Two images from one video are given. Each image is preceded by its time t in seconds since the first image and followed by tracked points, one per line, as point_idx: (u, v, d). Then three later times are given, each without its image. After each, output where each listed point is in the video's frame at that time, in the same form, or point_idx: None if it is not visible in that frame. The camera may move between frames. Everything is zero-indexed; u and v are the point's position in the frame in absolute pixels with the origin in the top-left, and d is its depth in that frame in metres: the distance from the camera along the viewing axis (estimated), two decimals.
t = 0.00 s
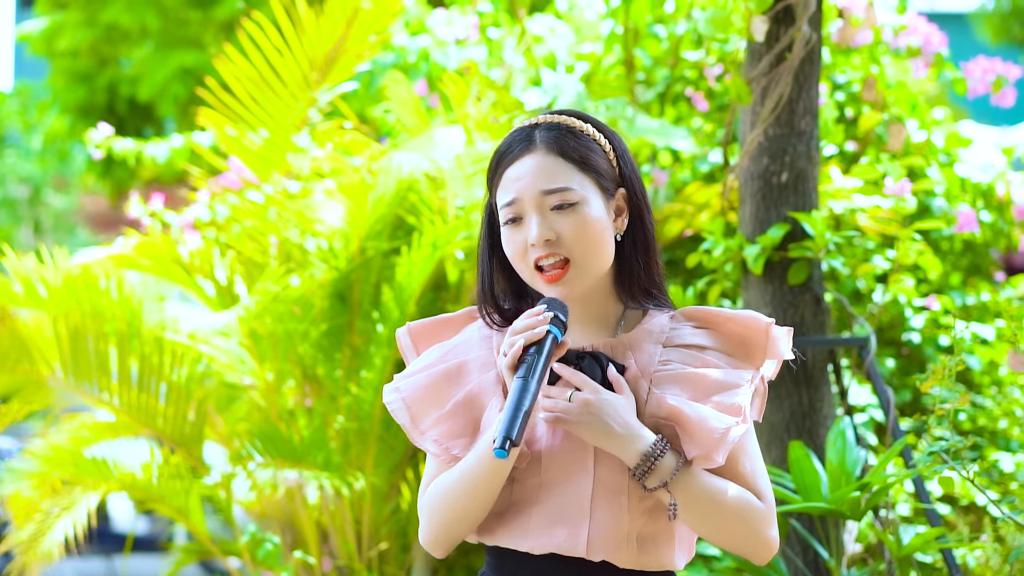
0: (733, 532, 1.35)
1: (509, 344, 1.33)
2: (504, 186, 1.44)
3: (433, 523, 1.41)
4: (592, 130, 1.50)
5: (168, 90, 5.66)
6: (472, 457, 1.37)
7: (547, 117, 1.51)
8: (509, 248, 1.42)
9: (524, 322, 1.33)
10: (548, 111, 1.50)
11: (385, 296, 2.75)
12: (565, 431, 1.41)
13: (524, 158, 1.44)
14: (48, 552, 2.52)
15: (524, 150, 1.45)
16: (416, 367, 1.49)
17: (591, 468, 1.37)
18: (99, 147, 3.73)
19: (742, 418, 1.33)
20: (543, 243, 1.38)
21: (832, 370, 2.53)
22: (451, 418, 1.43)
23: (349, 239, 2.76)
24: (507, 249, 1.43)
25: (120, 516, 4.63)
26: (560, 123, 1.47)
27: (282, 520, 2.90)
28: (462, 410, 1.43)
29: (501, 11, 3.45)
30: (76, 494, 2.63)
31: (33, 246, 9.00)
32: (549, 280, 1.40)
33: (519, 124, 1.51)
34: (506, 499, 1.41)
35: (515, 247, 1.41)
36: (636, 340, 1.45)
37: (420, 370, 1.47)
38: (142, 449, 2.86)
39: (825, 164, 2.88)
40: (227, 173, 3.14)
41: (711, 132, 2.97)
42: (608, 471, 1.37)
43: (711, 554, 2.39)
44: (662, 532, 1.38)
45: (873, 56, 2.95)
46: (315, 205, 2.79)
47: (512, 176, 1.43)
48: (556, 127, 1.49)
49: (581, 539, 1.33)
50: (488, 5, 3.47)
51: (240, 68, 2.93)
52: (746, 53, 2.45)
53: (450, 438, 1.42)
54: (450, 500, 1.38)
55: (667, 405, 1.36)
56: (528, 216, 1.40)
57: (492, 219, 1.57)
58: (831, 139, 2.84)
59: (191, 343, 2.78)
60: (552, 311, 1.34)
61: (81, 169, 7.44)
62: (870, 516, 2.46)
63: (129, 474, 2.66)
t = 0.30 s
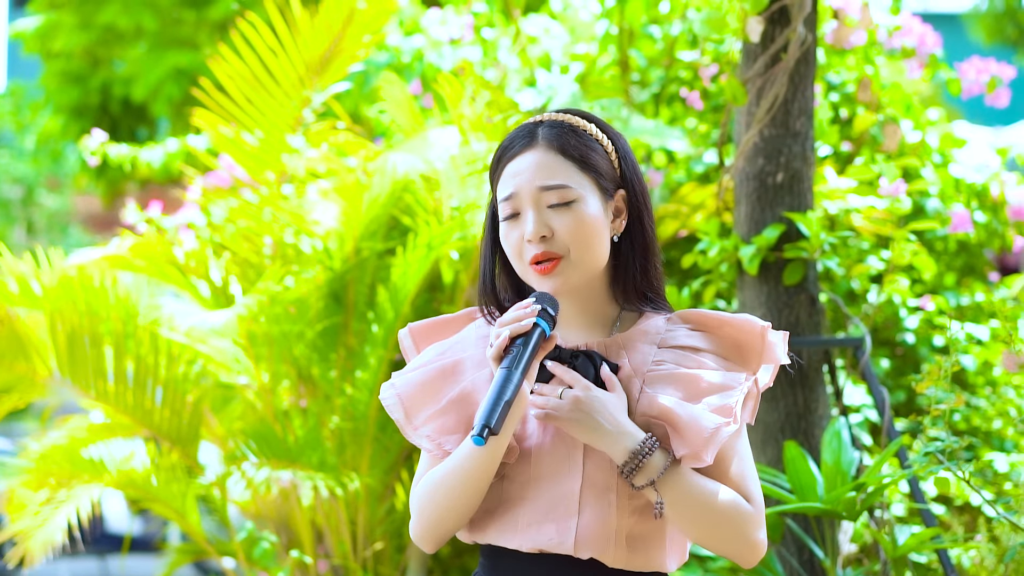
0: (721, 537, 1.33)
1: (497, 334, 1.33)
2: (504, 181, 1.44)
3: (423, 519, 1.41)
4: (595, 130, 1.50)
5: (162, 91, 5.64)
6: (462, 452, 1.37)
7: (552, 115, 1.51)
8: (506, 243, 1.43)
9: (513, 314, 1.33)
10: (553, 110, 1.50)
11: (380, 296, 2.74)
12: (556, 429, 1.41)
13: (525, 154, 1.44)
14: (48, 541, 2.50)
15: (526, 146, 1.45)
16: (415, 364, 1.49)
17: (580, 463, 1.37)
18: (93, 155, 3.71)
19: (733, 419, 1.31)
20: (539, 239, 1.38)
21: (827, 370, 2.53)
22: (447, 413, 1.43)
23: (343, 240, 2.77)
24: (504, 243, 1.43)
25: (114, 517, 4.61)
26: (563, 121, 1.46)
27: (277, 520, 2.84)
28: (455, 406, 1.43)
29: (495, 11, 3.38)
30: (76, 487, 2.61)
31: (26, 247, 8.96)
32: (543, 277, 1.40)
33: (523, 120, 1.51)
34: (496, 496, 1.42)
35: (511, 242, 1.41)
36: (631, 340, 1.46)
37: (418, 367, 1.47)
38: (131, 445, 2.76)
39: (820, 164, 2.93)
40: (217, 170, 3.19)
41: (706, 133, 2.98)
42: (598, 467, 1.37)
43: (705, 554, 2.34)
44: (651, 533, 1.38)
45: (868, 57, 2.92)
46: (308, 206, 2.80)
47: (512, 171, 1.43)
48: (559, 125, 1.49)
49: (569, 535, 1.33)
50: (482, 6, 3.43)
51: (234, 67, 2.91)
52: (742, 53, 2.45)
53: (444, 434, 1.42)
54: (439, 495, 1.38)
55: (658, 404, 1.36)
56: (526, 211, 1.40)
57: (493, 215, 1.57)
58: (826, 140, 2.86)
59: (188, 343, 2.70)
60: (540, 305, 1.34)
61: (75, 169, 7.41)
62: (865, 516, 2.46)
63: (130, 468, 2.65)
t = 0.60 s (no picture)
0: (707, 537, 1.32)
1: (487, 323, 1.33)
2: (508, 173, 1.44)
3: (413, 512, 1.41)
4: (603, 133, 1.49)
5: (156, 91, 5.63)
6: (450, 446, 1.36)
7: (563, 112, 1.50)
8: (503, 234, 1.43)
9: (503, 305, 1.33)
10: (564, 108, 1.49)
11: (374, 296, 2.73)
12: (546, 425, 1.41)
13: (530, 148, 1.44)
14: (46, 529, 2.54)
15: (532, 141, 1.44)
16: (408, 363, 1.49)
17: (569, 458, 1.37)
18: (86, 151, 3.69)
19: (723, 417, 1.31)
20: (535, 235, 1.38)
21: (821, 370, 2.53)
22: (439, 410, 1.43)
23: (337, 240, 2.74)
24: (501, 233, 1.43)
25: (107, 517, 4.58)
26: (573, 118, 1.46)
27: (271, 520, 2.89)
28: (447, 403, 1.43)
29: (488, 12, 3.46)
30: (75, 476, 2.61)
31: (18, 247, 8.92)
32: (536, 273, 1.40)
33: (535, 114, 1.51)
34: (486, 492, 1.41)
35: (509, 235, 1.42)
36: (623, 340, 1.47)
37: (412, 365, 1.47)
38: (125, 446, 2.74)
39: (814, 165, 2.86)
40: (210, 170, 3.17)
41: (699, 133, 2.98)
42: (586, 463, 1.37)
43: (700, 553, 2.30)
44: (639, 531, 1.38)
45: (860, 58, 2.96)
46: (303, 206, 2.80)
47: (516, 164, 1.43)
48: (568, 124, 1.48)
49: (557, 529, 1.32)
50: (475, 6, 3.46)
51: (228, 67, 2.91)
52: (735, 53, 2.45)
53: (435, 430, 1.43)
54: (428, 488, 1.38)
55: (647, 401, 1.36)
56: (526, 206, 1.40)
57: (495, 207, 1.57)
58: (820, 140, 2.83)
59: (178, 344, 2.78)
60: (530, 296, 1.33)
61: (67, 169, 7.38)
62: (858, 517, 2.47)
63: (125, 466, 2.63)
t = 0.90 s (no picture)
0: (698, 533, 1.32)
1: (480, 316, 1.32)
2: (516, 164, 1.44)
3: (405, 510, 1.40)
4: (615, 138, 1.50)
5: (149, 91, 5.61)
6: (442, 442, 1.36)
7: (577, 113, 1.50)
8: (503, 224, 1.42)
9: (497, 297, 1.32)
10: (579, 108, 1.50)
11: (367, 296, 2.72)
12: (537, 422, 1.41)
13: (541, 143, 1.44)
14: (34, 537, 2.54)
15: (544, 135, 1.44)
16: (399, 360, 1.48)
17: (560, 454, 1.37)
18: (78, 149, 3.68)
19: (715, 415, 1.31)
20: (535, 229, 1.37)
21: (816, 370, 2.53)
22: (432, 409, 1.42)
23: (331, 239, 2.74)
24: (501, 224, 1.42)
25: (100, 517, 4.57)
26: (586, 119, 1.46)
27: (266, 520, 2.88)
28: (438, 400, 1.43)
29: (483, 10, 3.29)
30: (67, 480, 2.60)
31: (10, 247, 8.88)
32: (531, 267, 1.39)
33: (547, 112, 1.51)
34: (477, 489, 1.41)
35: (509, 224, 1.41)
36: (615, 339, 1.47)
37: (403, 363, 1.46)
38: (117, 446, 2.72)
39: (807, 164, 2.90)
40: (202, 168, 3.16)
41: (693, 133, 2.97)
42: (577, 458, 1.37)
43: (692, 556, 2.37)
44: (631, 527, 1.38)
45: (854, 58, 2.96)
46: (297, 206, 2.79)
47: (525, 156, 1.43)
48: (581, 124, 1.48)
49: (550, 525, 1.32)
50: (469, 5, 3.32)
51: (221, 66, 2.89)
52: (729, 53, 2.45)
53: (427, 428, 1.42)
54: (420, 486, 1.37)
55: (639, 398, 1.36)
56: (530, 198, 1.40)
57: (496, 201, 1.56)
58: (815, 140, 2.79)
59: (173, 346, 2.72)
60: (524, 290, 1.33)
61: (60, 170, 7.35)
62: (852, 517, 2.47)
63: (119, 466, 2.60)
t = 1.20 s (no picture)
0: (693, 530, 1.32)
1: (476, 314, 1.31)
2: (522, 160, 1.43)
3: (399, 510, 1.39)
4: (622, 144, 1.50)
5: (141, 90, 5.59)
6: (437, 441, 1.35)
7: (587, 116, 1.50)
8: (502, 217, 1.42)
9: (494, 295, 1.32)
10: (589, 111, 1.50)
11: (362, 296, 2.71)
12: (530, 420, 1.40)
13: (549, 141, 1.43)
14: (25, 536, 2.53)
15: (553, 134, 1.44)
16: (392, 334, 1.42)
17: (553, 452, 1.36)
18: (72, 152, 3.66)
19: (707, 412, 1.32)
20: (535, 226, 1.37)
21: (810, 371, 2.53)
22: (427, 404, 1.41)
23: (325, 240, 2.73)
24: (500, 217, 1.42)
25: (92, 515, 4.55)
26: (595, 123, 1.46)
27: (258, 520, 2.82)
28: (432, 396, 1.41)
29: (477, 10, 3.41)
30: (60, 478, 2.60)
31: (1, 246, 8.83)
32: (527, 263, 1.39)
33: (556, 111, 1.51)
34: (472, 489, 1.40)
35: (509, 219, 1.40)
36: (607, 339, 1.47)
37: (398, 342, 1.42)
38: (111, 448, 2.76)
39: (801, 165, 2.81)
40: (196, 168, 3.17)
41: (687, 133, 2.97)
42: (571, 456, 1.36)
43: (688, 555, 2.38)
44: (627, 527, 1.37)
45: (848, 59, 2.93)
46: (289, 207, 2.82)
47: (533, 152, 1.42)
48: (590, 127, 1.48)
49: (545, 523, 1.32)
50: (463, 5, 3.42)
51: (215, 65, 2.88)
52: (724, 53, 2.45)
53: (422, 426, 1.40)
54: (415, 485, 1.36)
55: (631, 395, 1.35)
56: (534, 195, 1.39)
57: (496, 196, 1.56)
58: (809, 139, 2.79)
59: (167, 347, 2.80)
60: (522, 287, 1.32)
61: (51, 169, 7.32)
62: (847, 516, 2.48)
63: (115, 467, 2.61)
